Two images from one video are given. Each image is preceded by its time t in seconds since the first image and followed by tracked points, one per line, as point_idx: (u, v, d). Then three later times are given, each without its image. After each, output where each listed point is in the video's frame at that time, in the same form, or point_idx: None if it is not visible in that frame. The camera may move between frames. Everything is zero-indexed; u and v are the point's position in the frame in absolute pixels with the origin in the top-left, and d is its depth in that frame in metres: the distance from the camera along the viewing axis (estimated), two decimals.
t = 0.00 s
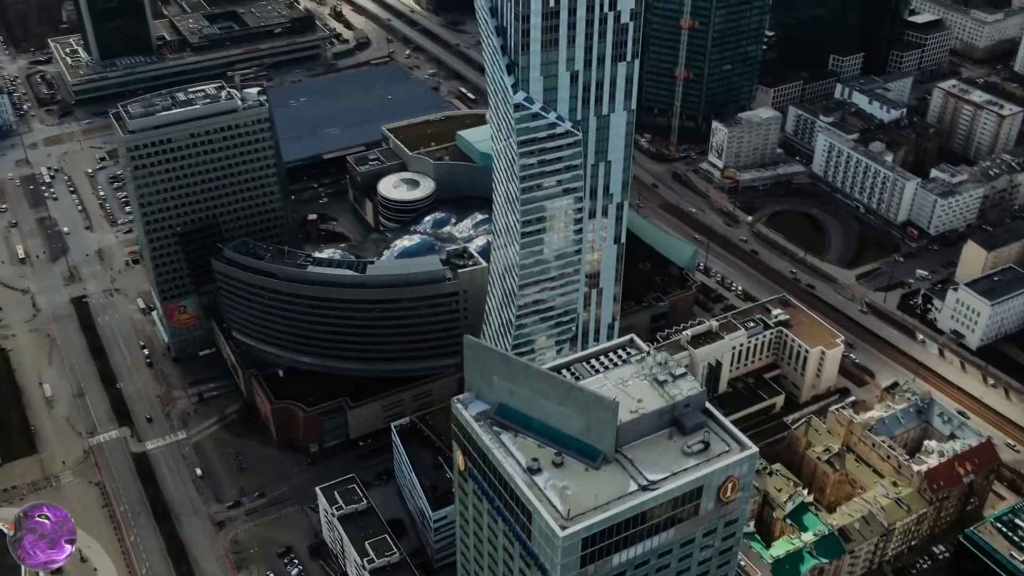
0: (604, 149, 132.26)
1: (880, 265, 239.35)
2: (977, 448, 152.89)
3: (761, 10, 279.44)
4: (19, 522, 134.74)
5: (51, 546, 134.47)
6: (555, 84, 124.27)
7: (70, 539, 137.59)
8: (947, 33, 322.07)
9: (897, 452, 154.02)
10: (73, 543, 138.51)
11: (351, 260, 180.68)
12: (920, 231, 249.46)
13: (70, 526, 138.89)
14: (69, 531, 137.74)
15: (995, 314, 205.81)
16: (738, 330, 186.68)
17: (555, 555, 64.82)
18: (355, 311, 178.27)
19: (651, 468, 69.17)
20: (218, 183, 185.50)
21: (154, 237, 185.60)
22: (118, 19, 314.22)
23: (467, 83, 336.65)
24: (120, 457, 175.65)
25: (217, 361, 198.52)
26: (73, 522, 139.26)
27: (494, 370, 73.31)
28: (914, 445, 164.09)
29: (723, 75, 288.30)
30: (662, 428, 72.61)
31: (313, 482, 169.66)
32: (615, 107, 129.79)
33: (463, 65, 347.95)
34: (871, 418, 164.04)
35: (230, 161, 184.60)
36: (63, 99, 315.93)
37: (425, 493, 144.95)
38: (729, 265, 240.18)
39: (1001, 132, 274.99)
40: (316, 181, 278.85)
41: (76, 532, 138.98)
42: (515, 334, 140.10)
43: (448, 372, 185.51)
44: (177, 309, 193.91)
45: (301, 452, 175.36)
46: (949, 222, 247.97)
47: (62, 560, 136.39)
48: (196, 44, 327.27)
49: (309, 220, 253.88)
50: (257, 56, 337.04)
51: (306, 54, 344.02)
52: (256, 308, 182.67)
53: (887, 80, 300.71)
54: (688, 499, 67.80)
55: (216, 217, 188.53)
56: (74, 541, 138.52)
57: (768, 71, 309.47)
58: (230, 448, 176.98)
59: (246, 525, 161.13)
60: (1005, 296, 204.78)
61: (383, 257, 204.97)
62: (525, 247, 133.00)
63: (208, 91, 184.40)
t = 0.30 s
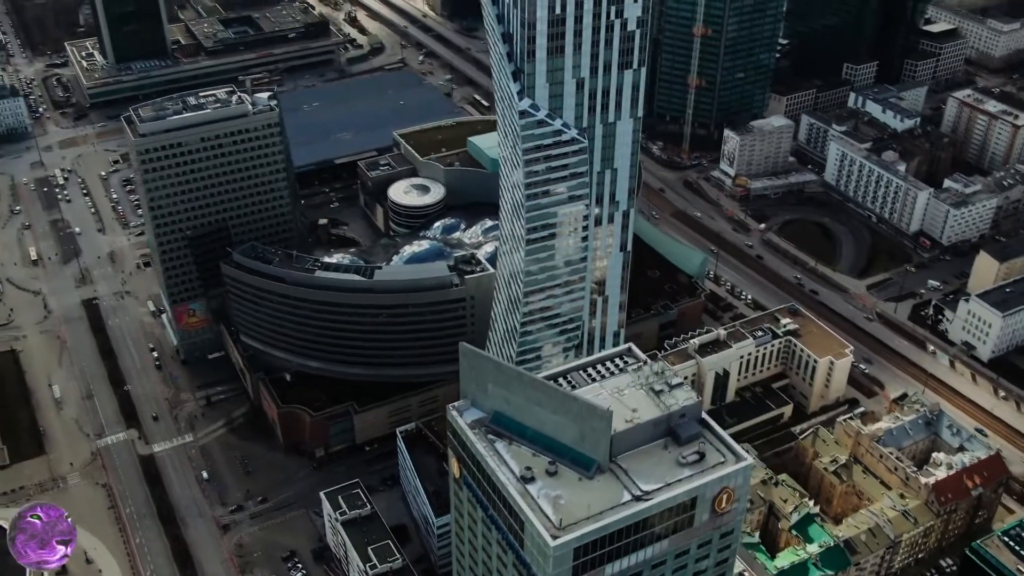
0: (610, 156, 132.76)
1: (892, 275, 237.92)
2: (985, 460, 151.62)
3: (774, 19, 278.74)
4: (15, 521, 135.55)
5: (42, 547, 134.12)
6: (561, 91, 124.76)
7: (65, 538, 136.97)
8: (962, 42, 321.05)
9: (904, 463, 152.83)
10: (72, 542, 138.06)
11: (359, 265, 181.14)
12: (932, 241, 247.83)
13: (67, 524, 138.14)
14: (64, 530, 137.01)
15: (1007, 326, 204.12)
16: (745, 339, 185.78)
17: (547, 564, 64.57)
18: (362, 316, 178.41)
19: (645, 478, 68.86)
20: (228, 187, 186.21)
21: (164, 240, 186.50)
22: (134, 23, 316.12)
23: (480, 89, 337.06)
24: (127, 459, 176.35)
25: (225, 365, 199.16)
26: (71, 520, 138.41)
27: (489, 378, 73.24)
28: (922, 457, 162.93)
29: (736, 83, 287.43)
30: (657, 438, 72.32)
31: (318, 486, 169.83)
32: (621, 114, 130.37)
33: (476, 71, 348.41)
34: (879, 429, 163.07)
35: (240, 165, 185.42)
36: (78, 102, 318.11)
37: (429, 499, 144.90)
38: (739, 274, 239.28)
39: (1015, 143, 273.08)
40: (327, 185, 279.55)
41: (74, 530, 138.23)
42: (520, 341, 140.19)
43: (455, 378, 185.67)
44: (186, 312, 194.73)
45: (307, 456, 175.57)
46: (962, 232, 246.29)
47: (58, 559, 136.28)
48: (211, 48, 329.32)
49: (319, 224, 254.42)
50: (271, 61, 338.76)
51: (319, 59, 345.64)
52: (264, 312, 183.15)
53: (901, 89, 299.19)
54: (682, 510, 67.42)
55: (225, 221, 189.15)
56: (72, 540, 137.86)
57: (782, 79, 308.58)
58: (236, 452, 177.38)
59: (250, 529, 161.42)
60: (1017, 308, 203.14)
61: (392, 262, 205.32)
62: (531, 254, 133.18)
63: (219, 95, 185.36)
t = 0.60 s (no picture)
0: (617, 164, 132.97)
1: (904, 286, 236.34)
2: (995, 474, 150.15)
3: (788, 27, 277.97)
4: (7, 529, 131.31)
5: (33, 545, 129.00)
6: (567, 98, 124.95)
7: (58, 539, 131.75)
8: (979, 52, 319.12)
9: (912, 476, 151.77)
10: (66, 544, 132.33)
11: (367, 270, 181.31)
12: (945, 252, 246.14)
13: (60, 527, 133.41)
14: (56, 530, 132.20)
15: (1020, 338, 202.23)
16: (754, 348, 184.91)
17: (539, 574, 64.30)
18: (369, 321, 178.68)
19: (638, 488, 68.45)
20: (238, 191, 186.96)
21: (173, 243, 187.48)
22: (150, 27, 318.12)
23: (493, 95, 337.45)
24: (135, 461, 176.91)
25: (233, 368, 199.74)
26: (64, 522, 133.79)
27: (484, 386, 73.14)
28: (930, 469, 161.75)
29: (749, 92, 286.33)
30: (653, 447, 71.98)
31: (324, 491, 169.84)
32: (628, 122, 130.49)
33: (489, 77, 348.97)
34: (887, 440, 161.92)
35: (249, 170, 186.07)
36: (94, 106, 320.41)
37: (433, 505, 144.67)
38: (750, 283, 238.30)
39: None
40: (338, 190, 280.18)
41: (67, 531, 133.10)
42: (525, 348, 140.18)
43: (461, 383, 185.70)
44: (196, 315, 195.68)
45: (313, 460, 175.69)
46: (975, 243, 244.59)
47: (52, 560, 129.74)
48: (226, 52, 331.42)
49: (330, 229, 254.87)
50: (286, 66, 340.43)
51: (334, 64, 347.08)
52: (272, 316, 183.67)
53: (917, 99, 297.44)
54: (676, 521, 67.05)
55: (235, 225, 189.80)
56: (65, 540, 132.42)
57: (796, 88, 307.61)
58: (243, 455, 177.69)
59: (255, 533, 161.59)
60: None
61: (401, 267, 205.66)
62: (535, 261, 133.45)
63: (230, 100, 186.09)
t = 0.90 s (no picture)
0: (623, 171, 132.99)
1: (915, 296, 234.80)
2: (1004, 487, 148.72)
3: (802, 35, 276.82)
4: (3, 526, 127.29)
5: (22, 546, 125.10)
6: (572, 106, 125.39)
7: (48, 539, 126.73)
8: (995, 62, 317.08)
9: (919, 488, 150.88)
10: (59, 545, 127.48)
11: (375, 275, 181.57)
12: (957, 262, 244.57)
13: (53, 526, 127.95)
14: (47, 531, 126.87)
15: None
16: (762, 357, 184.05)
17: None
18: (376, 327, 178.98)
19: (632, 498, 68.09)
20: (247, 195, 187.71)
21: (183, 247, 188.62)
22: (165, 31, 319.76)
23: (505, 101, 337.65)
24: (142, 464, 177.49)
25: (242, 372, 200.31)
26: (56, 522, 128.08)
27: (479, 393, 73.30)
28: (939, 481, 160.44)
29: (762, 99, 285.16)
30: (648, 457, 71.76)
31: (328, 495, 169.89)
32: (634, 129, 130.40)
33: (502, 83, 349.19)
34: (894, 452, 160.87)
35: (259, 174, 186.77)
36: (109, 109, 322.55)
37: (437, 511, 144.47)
38: (760, 292, 237.31)
39: None
40: (349, 195, 280.81)
41: (59, 532, 127.55)
42: (530, 355, 140.48)
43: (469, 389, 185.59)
44: (204, 319, 196.62)
45: (318, 465, 175.83)
46: (988, 253, 242.95)
47: (43, 560, 126.58)
48: (240, 57, 333.14)
49: (340, 234, 255.23)
50: (300, 71, 341.98)
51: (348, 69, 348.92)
52: (279, 320, 184.30)
53: (930, 108, 295.78)
54: (669, 532, 66.62)
55: (244, 229, 190.65)
56: (58, 541, 127.35)
57: (809, 97, 306.47)
58: (249, 459, 178.04)
59: (260, 536, 161.78)
60: None
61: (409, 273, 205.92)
62: (540, 268, 133.93)
63: (240, 104, 186.98)
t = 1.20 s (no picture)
0: (628, 179, 133.58)
1: (927, 307, 233.07)
2: (1014, 501, 147.30)
3: (816, 44, 275.65)
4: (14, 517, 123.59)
5: (15, 545, 120.27)
6: (578, 113, 125.88)
7: (41, 539, 121.50)
8: (1011, 72, 314.91)
9: (927, 500, 149.62)
10: (52, 545, 122.01)
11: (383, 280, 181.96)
12: (971, 273, 242.69)
13: (46, 526, 122.79)
14: (39, 531, 121.78)
15: None
16: (770, 367, 183.16)
17: None
18: (384, 332, 179.16)
19: (625, 509, 68.09)
20: (257, 200, 188.29)
21: (192, 251, 189.27)
22: (180, 35, 321.67)
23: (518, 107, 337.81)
24: (149, 466, 178.05)
25: (250, 375, 200.74)
26: (50, 521, 123.02)
27: (474, 401, 73.48)
28: (948, 494, 158.96)
29: (775, 108, 284.03)
30: (642, 467, 71.78)
31: (333, 500, 169.90)
32: (639, 137, 131.27)
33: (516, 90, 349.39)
34: (902, 464, 159.61)
35: (269, 178, 187.54)
36: (124, 112, 324.68)
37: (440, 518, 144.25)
38: (770, 301, 236.21)
39: None
40: (361, 200, 281.33)
41: (52, 532, 122.21)
42: (534, 362, 139.88)
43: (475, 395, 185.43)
44: (213, 322, 197.18)
45: (324, 470, 175.97)
46: (1002, 264, 240.99)
47: (37, 560, 121.38)
48: (255, 61, 334.80)
49: (351, 239, 255.74)
50: (314, 76, 343.42)
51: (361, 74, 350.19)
52: (287, 324, 184.58)
53: (945, 118, 293.98)
54: (662, 543, 66.48)
55: (253, 233, 191.29)
56: (51, 540, 122.07)
57: (823, 105, 305.33)
58: (255, 463, 178.34)
59: (265, 540, 161.91)
60: None
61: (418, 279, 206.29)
62: (545, 276, 133.66)
63: (251, 109, 188.09)
